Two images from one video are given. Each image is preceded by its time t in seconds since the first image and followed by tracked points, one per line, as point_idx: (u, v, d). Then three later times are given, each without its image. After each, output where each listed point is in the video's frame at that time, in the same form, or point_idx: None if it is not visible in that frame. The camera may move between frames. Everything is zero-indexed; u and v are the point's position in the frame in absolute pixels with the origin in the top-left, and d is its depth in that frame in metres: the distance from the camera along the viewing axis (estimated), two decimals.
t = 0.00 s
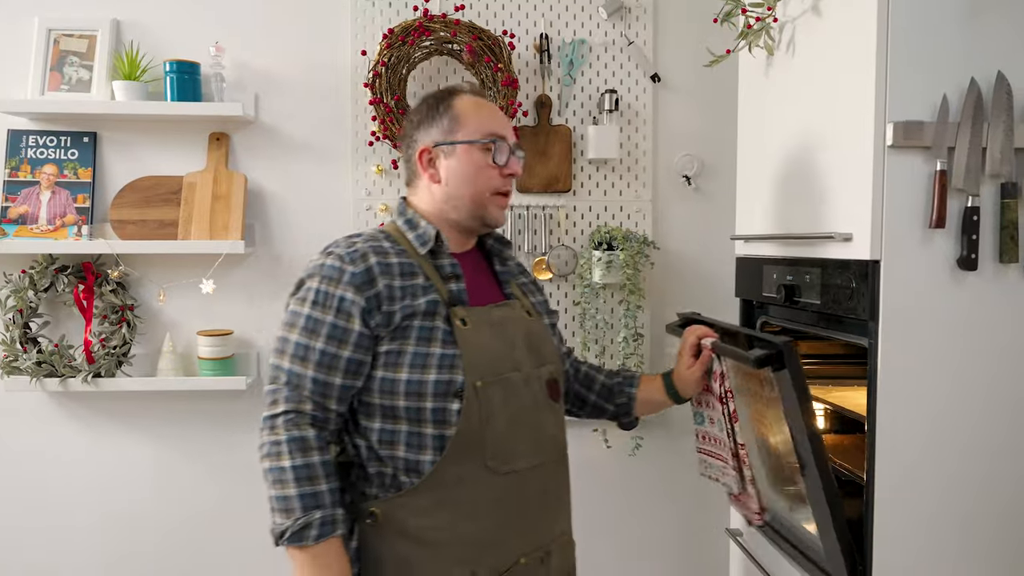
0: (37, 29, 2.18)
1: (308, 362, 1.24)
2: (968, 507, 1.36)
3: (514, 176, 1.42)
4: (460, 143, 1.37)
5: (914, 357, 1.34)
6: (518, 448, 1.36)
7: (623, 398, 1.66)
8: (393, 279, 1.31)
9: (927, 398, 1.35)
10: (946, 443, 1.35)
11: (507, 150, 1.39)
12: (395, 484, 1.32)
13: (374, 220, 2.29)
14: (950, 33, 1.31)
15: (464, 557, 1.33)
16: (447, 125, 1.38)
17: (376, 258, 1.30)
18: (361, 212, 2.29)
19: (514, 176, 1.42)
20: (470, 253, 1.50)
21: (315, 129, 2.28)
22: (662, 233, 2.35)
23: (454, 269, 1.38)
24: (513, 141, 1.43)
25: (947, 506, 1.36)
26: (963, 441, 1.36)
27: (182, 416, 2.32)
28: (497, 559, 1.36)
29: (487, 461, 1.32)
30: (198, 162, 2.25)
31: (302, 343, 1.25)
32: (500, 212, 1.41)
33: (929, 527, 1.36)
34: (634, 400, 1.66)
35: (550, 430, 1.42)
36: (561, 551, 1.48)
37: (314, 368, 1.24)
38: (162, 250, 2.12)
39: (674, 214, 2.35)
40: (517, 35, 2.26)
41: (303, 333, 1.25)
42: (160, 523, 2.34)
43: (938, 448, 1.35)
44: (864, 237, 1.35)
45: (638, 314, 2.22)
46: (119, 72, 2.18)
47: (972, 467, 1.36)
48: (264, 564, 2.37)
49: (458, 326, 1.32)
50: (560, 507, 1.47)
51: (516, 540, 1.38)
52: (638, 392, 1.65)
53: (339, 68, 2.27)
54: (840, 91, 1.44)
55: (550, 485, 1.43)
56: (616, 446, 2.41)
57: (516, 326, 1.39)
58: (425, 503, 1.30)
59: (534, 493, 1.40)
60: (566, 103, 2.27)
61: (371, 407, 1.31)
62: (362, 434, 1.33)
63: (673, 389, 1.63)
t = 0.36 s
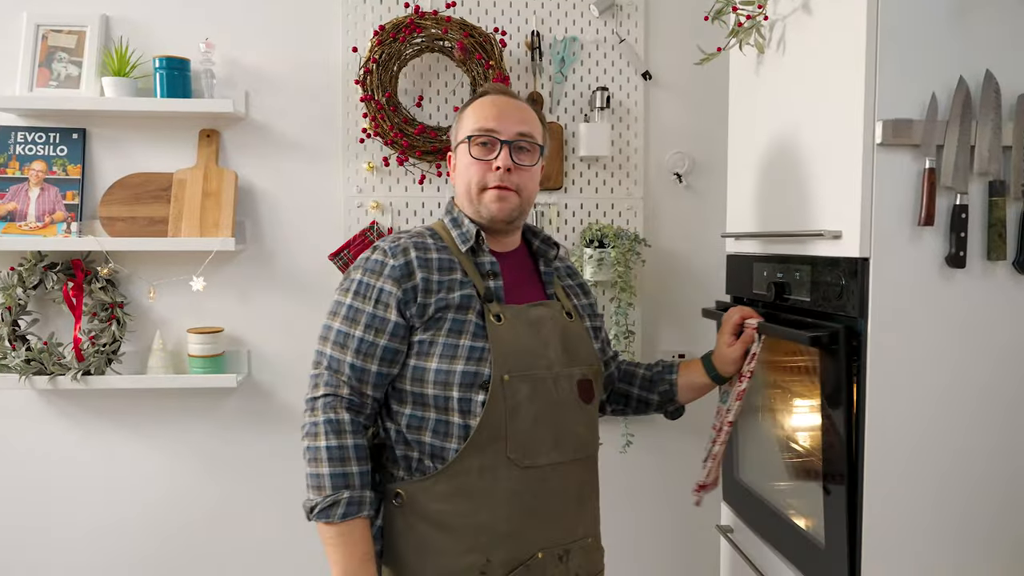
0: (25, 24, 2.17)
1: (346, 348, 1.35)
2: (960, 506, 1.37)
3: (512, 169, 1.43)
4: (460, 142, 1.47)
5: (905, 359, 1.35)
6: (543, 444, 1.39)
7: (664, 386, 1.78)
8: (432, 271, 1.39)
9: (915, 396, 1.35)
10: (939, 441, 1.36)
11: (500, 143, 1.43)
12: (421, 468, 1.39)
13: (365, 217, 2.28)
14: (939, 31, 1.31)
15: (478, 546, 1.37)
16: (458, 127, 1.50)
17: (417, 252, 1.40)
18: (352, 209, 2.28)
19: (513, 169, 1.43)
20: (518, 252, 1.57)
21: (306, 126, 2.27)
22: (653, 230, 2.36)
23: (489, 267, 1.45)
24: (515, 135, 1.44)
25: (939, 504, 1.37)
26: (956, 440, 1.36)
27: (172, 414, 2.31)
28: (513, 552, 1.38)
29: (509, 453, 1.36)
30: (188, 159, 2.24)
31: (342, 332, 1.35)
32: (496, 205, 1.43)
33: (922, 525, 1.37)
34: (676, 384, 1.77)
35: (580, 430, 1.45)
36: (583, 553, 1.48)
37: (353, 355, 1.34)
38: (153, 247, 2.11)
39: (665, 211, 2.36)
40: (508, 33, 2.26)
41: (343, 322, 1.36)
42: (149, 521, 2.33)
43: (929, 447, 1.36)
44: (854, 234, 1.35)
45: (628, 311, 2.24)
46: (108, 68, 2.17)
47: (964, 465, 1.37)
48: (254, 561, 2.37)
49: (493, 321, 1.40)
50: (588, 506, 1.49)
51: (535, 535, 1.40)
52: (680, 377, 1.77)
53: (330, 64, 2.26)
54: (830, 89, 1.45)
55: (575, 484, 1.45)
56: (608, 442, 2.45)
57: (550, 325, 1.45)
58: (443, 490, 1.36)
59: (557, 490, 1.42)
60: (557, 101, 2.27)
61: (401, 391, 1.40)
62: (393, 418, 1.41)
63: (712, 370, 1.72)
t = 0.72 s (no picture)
0: (23, 26, 2.17)
1: (362, 346, 1.33)
2: (958, 507, 1.37)
3: (525, 185, 1.43)
4: (474, 153, 1.47)
5: (903, 359, 1.35)
6: (551, 446, 1.39)
7: (681, 386, 1.75)
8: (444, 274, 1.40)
9: (913, 398, 1.35)
10: (938, 442, 1.37)
11: (512, 158, 1.43)
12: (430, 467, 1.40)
13: (363, 219, 2.28)
14: (937, 33, 1.31)
15: (486, 546, 1.37)
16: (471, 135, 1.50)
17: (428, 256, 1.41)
18: (350, 210, 2.28)
19: (526, 185, 1.43)
20: (533, 256, 1.57)
21: (303, 127, 2.27)
22: (651, 231, 2.36)
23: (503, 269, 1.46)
24: (527, 149, 1.44)
25: (938, 504, 1.37)
26: (954, 440, 1.37)
27: (170, 416, 2.31)
28: (518, 553, 1.38)
29: (516, 455, 1.37)
30: (186, 161, 2.24)
31: (358, 332, 1.34)
32: (509, 220, 1.44)
33: (921, 525, 1.37)
34: (693, 386, 1.74)
35: (590, 433, 1.44)
36: (590, 557, 1.47)
37: (368, 351, 1.33)
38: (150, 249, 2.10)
39: (663, 212, 2.36)
40: (506, 34, 2.26)
41: (360, 323, 1.35)
42: (147, 523, 2.32)
43: (928, 447, 1.36)
44: (852, 235, 1.35)
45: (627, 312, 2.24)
46: (105, 69, 2.17)
47: (962, 465, 1.37)
48: (254, 563, 2.37)
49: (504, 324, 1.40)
50: (597, 509, 1.48)
51: (541, 537, 1.40)
52: (695, 378, 1.74)
53: (328, 66, 2.26)
54: (827, 89, 1.45)
55: (582, 488, 1.44)
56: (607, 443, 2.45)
57: (563, 329, 1.44)
58: (449, 492, 1.36)
59: (563, 492, 1.41)
60: (555, 101, 2.27)
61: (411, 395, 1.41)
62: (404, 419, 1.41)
63: (727, 370, 1.69)
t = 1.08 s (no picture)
0: (19, 29, 2.17)
1: (378, 347, 1.32)
2: (955, 506, 1.38)
3: (530, 185, 1.43)
4: (477, 157, 1.48)
5: (898, 358, 1.35)
6: (563, 446, 1.39)
7: (678, 388, 1.76)
8: (456, 275, 1.40)
9: (911, 398, 1.36)
10: (936, 443, 1.37)
11: (516, 160, 1.44)
12: (442, 470, 1.39)
13: (361, 220, 2.28)
14: (933, 34, 1.32)
15: (500, 546, 1.36)
16: (473, 139, 1.50)
17: (440, 258, 1.40)
18: (348, 212, 2.28)
19: (531, 185, 1.44)
20: (538, 259, 1.57)
21: (300, 129, 2.27)
22: (650, 232, 2.36)
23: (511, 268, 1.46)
24: (530, 151, 1.45)
25: (935, 503, 1.38)
26: (951, 439, 1.37)
27: (168, 418, 2.31)
28: (532, 553, 1.38)
29: (530, 456, 1.36)
30: (183, 163, 2.24)
31: (373, 334, 1.33)
32: (517, 220, 1.44)
33: (920, 523, 1.37)
34: (689, 387, 1.75)
35: (599, 434, 1.45)
36: (601, 556, 1.47)
37: (384, 352, 1.31)
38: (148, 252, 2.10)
39: (661, 213, 2.36)
40: (503, 35, 2.26)
41: (374, 324, 1.33)
42: (146, 526, 2.32)
43: (926, 448, 1.37)
44: (848, 235, 1.35)
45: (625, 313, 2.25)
46: (102, 72, 2.17)
47: (960, 464, 1.37)
48: (253, 565, 2.37)
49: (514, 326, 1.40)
50: (607, 508, 1.48)
51: (554, 536, 1.40)
52: (691, 379, 1.74)
53: (325, 67, 2.26)
54: (824, 90, 1.45)
55: (592, 487, 1.44)
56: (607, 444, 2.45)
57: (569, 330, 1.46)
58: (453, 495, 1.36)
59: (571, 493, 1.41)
60: (553, 103, 2.27)
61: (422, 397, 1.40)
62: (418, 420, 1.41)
63: (723, 370, 1.70)
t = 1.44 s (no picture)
0: (13, 31, 2.16)
1: (361, 355, 1.34)
2: (951, 507, 1.38)
3: (521, 178, 1.43)
4: (467, 156, 1.48)
5: (896, 360, 1.35)
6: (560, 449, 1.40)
7: (668, 389, 1.75)
8: (450, 279, 1.40)
9: (907, 400, 1.36)
10: (932, 444, 1.37)
11: (507, 155, 1.44)
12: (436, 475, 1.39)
13: (355, 222, 2.28)
14: (925, 36, 1.32)
15: (499, 551, 1.36)
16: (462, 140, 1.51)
17: (434, 263, 1.40)
18: (342, 214, 2.28)
19: (523, 179, 1.43)
20: (530, 262, 1.58)
21: (295, 131, 2.27)
22: (644, 234, 2.37)
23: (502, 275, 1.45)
24: (520, 146, 1.45)
25: (931, 505, 1.38)
26: (946, 441, 1.37)
27: (162, 421, 2.30)
28: (529, 560, 1.38)
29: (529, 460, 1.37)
30: (178, 165, 2.24)
31: (356, 340, 1.35)
32: (509, 215, 1.44)
33: (914, 525, 1.38)
34: (678, 388, 1.74)
35: (594, 436, 1.45)
36: (597, 558, 1.48)
37: (366, 361, 1.33)
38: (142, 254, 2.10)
39: (656, 215, 2.37)
40: (497, 37, 2.26)
41: (358, 330, 1.35)
42: (139, 529, 2.32)
43: (921, 449, 1.37)
44: (840, 237, 1.36)
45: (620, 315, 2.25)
46: (96, 74, 2.16)
47: (954, 466, 1.38)
48: (248, 567, 2.36)
49: (508, 330, 1.40)
50: (602, 509, 1.49)
51: (552, 541, 1.41)
52: (681, 380, 1.74)
53: (320, 69, 2.26)
54: (817, 91, 1.45)
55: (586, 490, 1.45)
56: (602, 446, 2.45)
57: (565, 333, 1.45)
58: (449, 497, 1.36)
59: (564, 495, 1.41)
60: (547, 105, 2.28)
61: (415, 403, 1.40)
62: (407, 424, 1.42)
63: (712, 371, 1.70)
